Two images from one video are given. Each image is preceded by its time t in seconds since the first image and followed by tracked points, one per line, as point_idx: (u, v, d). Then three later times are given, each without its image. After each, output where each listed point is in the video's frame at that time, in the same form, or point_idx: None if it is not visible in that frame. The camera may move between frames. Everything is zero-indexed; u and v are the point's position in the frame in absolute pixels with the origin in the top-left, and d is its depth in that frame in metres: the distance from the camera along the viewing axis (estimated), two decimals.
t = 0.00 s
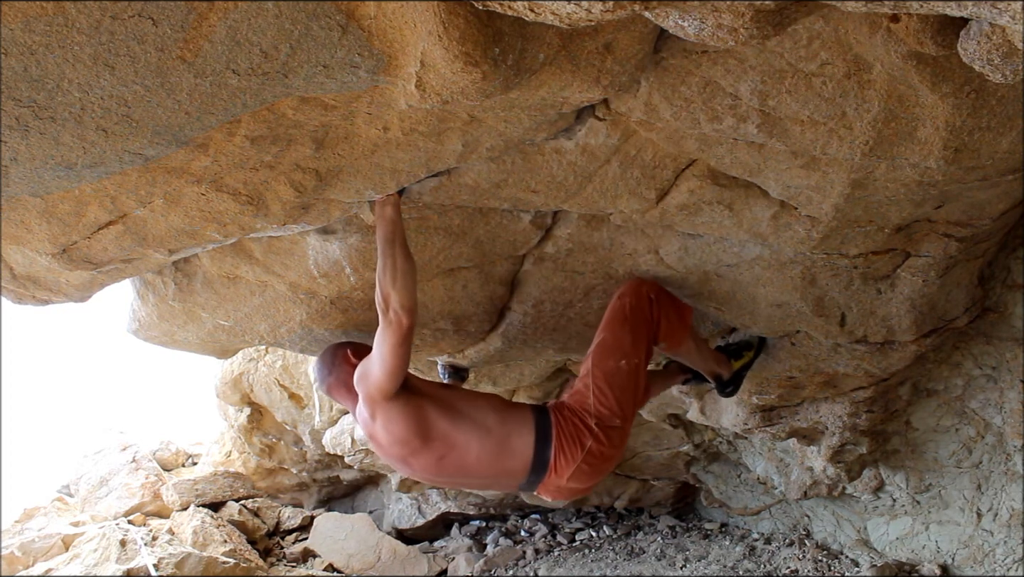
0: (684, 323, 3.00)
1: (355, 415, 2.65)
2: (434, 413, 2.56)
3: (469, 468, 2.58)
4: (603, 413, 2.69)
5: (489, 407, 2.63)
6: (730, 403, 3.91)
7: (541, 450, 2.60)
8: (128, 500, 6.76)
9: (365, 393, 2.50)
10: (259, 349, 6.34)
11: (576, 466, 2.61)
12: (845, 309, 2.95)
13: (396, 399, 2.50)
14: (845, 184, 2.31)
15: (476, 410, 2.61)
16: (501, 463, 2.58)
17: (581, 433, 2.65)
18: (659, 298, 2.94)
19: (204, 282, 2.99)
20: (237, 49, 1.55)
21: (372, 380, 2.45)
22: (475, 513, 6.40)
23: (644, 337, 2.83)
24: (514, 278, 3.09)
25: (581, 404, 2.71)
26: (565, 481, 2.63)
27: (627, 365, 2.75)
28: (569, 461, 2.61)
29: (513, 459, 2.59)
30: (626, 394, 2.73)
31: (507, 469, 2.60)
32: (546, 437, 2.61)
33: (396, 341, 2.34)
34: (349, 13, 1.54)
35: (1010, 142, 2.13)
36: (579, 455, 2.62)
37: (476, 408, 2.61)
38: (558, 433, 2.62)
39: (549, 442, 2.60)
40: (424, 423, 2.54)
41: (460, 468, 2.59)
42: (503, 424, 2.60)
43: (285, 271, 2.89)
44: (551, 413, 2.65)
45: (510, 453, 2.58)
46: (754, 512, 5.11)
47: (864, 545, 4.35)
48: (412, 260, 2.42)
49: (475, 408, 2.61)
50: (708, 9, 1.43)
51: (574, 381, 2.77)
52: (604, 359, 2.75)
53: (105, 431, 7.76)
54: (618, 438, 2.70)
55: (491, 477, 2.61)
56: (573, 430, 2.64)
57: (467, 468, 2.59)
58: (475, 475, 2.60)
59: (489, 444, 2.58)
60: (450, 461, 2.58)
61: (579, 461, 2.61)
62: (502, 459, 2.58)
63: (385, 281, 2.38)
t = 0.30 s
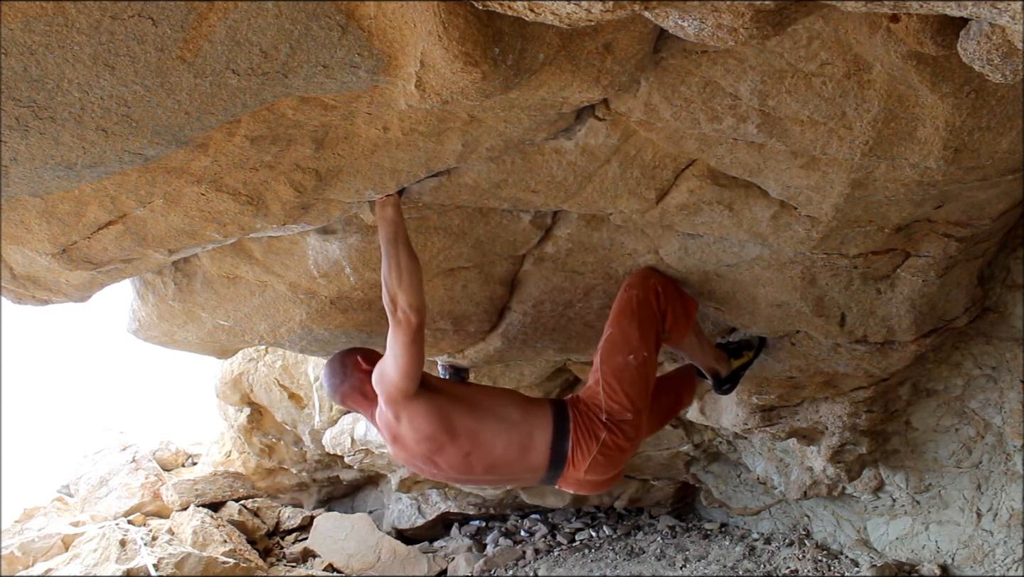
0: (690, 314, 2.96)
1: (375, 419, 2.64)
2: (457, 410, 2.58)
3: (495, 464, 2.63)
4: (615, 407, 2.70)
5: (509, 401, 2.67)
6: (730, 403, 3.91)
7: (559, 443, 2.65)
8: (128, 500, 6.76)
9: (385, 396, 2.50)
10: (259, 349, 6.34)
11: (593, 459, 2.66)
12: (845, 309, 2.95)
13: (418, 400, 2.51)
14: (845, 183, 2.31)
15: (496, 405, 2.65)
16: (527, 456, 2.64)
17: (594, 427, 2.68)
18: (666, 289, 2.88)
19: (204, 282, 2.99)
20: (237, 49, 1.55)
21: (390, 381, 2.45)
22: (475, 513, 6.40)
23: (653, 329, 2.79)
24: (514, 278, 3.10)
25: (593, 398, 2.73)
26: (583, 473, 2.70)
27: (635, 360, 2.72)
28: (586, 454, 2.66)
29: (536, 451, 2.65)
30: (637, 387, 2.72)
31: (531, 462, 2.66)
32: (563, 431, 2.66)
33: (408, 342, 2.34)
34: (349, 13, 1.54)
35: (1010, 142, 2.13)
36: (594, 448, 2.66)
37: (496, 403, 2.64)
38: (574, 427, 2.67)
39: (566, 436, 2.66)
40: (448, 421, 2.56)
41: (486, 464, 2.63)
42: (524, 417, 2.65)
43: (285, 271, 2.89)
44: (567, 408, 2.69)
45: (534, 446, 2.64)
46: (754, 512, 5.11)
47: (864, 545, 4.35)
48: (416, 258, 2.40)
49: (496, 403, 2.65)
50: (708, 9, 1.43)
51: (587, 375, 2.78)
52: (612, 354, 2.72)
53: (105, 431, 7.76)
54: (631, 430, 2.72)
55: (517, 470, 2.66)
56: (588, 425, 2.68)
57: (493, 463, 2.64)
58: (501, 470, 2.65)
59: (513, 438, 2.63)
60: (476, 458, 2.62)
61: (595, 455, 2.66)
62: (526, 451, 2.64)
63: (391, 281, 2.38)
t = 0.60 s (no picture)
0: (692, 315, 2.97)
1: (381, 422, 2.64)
2: (462, 411, 2.57)
3: (502, 465, 2.61)
4: (620, 410, 2.69)
5: (515, 402, 2.65)
6: (730, 403, 3.91)
7: (564, 446, 2.63)
8: (128, 500, 6.76)
9: (390, 398, 2.49)
10: (259, 349, 6.34)
11: (598, 461, 2.64)
12: (845, 309, 2.95)
13: (423, 401, 2.51)
14: (845, 183, 2.31)
15: (502, 405, 2.63)
16: (533, 456, 2.62)
17: (599, 428, 2.67)
18: (664, 290, 2.89)
19: (204, 282, 2.99)
20: (237, 49, 1.55)
21: (395, 383, 2.45)
22: (475, 513, 6.40)
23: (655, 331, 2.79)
24: (514, 278, 3.09)
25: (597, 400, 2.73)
26: (589, 474, 2.67)
27: (638, 363, 2.72)
28: (591, 456, 2.64)
29: (542, 452, 2.63)
30: (641, 389, 2.71)
31: (537, 463, 2.64)
32: (569, 432, 2.64)
33: (411, 342, 2.34)
34: (349, 13, 1.54)
35: (1010, 142, 2.13)
36: (600, 449, 2.64)
37: (502, 404, 2.63)
38: (579, 427, 2.66)
39: (572, 436, 2.64)
40: (454, 423, 2.55)
41: (493, 465, 2.62)
42: (530, 417, 2.64)
43: (285, 271, 2.89)
44: (573, 409, 2.68)
45: (540, 446, 2.62)
46: (754, 512, 5.11)
47: (864, 545, 4.35)
48: (418, 257, 2.40)
49: (501, 404, 2.63)
50: (708, 9, 1.43)
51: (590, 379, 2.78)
52: (614, 356, 2.72)
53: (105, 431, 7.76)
54: (636, 432, 2.71)
55: (523, 471, 2.64)
56: (592, 428, 2.67)
57: (500, 464, 2.62)
58: (508, 471, 2.63)
59: (520, 438, 2.61)
60: (483, 459, 2.60)
61: (600, 456, 2.64)
62: (533, 452, 2.62)
63: (393, 281, 2.37)
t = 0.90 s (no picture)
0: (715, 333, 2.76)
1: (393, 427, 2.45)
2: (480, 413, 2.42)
3: (523, 470, 2.44)
4: (642, 428, 2.57)
5: (537, 405, 2.49)
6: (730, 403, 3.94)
7: (586, 459, 2.50)
8: (128, 500, 6.76)
9: (405, 401, 2.35)
10: (259, 349, 6.34)
11: (618, 475, 2.54)
12: (845, 309, 2.95)
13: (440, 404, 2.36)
14: (845, 183, 2.31)
15: (522, 409, 2.47)
16: (555, 464, 2.47)
17: (621, 444, 2.55)
18: (689, 309, 2.70)
19: (204, 283, 2.99)
20: (237, 49, 1.55)
21: (409, 384, 2.32)
22: (475, 513, 6.40)
23: (679, 350, 2.63)
24: (514, 278, 3.09)
25: (619, 415, 2.60)
26: (607, 486, 2.58)
27: (662, 384, 2.57)
28: (612, 470, 2.53)
29: (565, 458, 2.47)
30: (665, 409, 2.58)
31: (559, 470, 2.48)
32: (592, 446, 2.50)
33: (423, 339, 2.24)
34: (349, 13, 1.54)
35: (1010, 142, 2.13)
36: (621, 465, 2.53)
37: (524, 407, 2.47)
38: (603, 443, 2.52)
39: (595, 451, 2.50)
40: (472, 426, 2.39)
41: (514, 471, 2.44)
42: (553, 423, 2.47)
43: (285, 271, 2.89)
44: (596, 422, 2.55)
45: (563, 451, 2.46)
46: (754, 512, 5.11)
47: (864, 545, 4.36)
48: (422, 258, 2.36)
49: (521, 408, 2.47)
50: (708, 9, 1.43)
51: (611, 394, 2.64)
52: (637, 377, 2.57)
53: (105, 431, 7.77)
54: (657, 446, 2.62)
55: (543, 478, 2.49)
56: (614, 443, 2.55)
57: (519, 470, 2.45)
58: (530, 477, 2.47)
59: (542, 443, 2.44)
60: (503, 464, 2.43)
61: (621, 471, 2.54)
62: (555, 458, 2.46)
63: (398, 281, 2.32)
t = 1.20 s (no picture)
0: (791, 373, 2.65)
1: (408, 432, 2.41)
2: (498, 417, 2.39)
3: (538, 475, 2.43)
4: (667, 443, 2.57)
5: (553, 411, 2.48)
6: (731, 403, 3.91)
7: (603, 465, 2.50)
8: (128, 501, 6.76)
9: (419, 405, 2.31)
10: (259, 349, 6.35)
11: (632, 486, 2.54)
12: (845, 309, 2.95)
13: (457, 407, 2.32)
14: (845, 183, 2.31)
15: (539, 414, 2.45)
16: (571, 470, 2.46)
17: (641, 455, 2.56)
18: (766, 343, 2.64)
19: (204, 283, 2.99)
20: (237, 49, 1.55)
21: (422, 386, 2.28)
22: (475, 513, 6.40)
23: (737, 380, 2.58)
24: (514, 278, 3.10)
25: (647, 426, 2.59)
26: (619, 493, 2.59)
27: (704, 408, 2.53)
28: (627, 480, 2.53)
29: (580, 465, 2.47)
30: (697, 434, 2.56)
31: (574, 476, 2.48)
32: (610, 453, 2.51)
33: (431, 337, 2.21)
34: (349, 13, 1.54)
35: (1010, 142, 2.13)
36: (637, 475, 2.54)
37: (541, 413, 2.45)
38: (620, 451, 2.54)
39: (612, 459, 2.52)
40: (490, 430, 2.36)
41: (529, 476, 2.43)
42: (570, 430, 2.46)
43: (285, 271, 2.89)
44: (615, 431, 2.56)
45: (579, 459, 2.46)
46: (754, 512, 5.11)
47: (864, 545, 4.35)
48: (423, 257, 2.33)
49: (538, 413, 2.45)
50: (708, 9, 1.43)
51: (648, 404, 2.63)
52: (682, 394, 2.55)
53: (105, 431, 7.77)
54: (676, 465, 2.60)
55: (558, 483, 2.47)
56: (634, 451, 2.55)
57: (536, 474, 2.44)
58: (543, 483, 2.46)
59: (559, 448, 2.43)
60: (518, 469, 2.42)
61: (636, 482, 2.54)
62: (571, 465, 2.45)
63: (401, 281, 2.29)
